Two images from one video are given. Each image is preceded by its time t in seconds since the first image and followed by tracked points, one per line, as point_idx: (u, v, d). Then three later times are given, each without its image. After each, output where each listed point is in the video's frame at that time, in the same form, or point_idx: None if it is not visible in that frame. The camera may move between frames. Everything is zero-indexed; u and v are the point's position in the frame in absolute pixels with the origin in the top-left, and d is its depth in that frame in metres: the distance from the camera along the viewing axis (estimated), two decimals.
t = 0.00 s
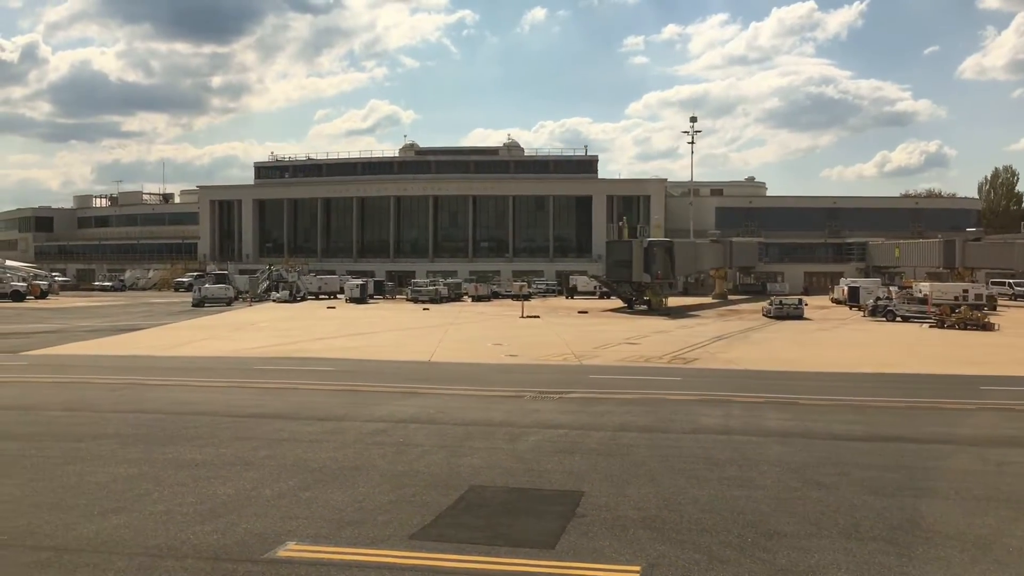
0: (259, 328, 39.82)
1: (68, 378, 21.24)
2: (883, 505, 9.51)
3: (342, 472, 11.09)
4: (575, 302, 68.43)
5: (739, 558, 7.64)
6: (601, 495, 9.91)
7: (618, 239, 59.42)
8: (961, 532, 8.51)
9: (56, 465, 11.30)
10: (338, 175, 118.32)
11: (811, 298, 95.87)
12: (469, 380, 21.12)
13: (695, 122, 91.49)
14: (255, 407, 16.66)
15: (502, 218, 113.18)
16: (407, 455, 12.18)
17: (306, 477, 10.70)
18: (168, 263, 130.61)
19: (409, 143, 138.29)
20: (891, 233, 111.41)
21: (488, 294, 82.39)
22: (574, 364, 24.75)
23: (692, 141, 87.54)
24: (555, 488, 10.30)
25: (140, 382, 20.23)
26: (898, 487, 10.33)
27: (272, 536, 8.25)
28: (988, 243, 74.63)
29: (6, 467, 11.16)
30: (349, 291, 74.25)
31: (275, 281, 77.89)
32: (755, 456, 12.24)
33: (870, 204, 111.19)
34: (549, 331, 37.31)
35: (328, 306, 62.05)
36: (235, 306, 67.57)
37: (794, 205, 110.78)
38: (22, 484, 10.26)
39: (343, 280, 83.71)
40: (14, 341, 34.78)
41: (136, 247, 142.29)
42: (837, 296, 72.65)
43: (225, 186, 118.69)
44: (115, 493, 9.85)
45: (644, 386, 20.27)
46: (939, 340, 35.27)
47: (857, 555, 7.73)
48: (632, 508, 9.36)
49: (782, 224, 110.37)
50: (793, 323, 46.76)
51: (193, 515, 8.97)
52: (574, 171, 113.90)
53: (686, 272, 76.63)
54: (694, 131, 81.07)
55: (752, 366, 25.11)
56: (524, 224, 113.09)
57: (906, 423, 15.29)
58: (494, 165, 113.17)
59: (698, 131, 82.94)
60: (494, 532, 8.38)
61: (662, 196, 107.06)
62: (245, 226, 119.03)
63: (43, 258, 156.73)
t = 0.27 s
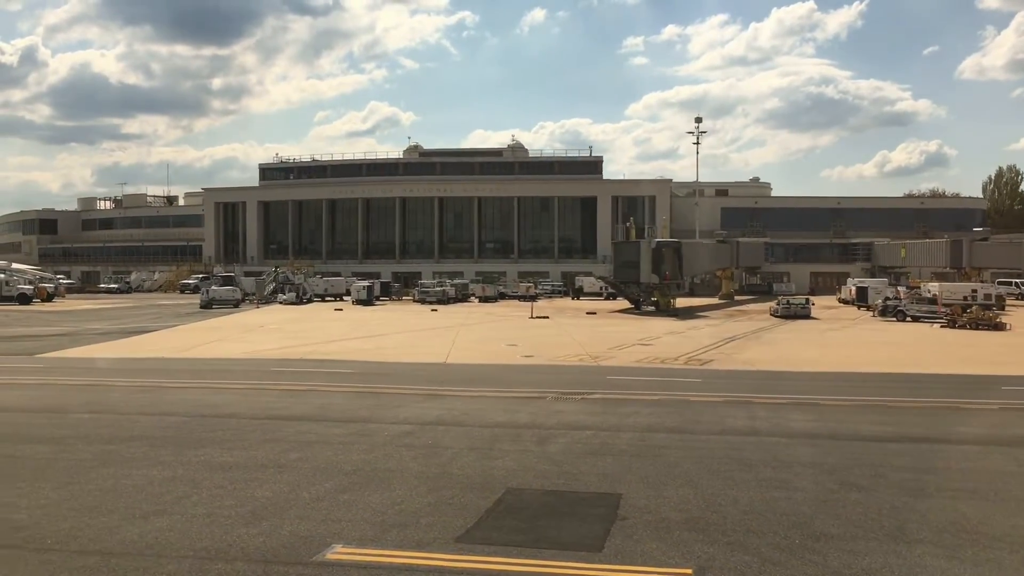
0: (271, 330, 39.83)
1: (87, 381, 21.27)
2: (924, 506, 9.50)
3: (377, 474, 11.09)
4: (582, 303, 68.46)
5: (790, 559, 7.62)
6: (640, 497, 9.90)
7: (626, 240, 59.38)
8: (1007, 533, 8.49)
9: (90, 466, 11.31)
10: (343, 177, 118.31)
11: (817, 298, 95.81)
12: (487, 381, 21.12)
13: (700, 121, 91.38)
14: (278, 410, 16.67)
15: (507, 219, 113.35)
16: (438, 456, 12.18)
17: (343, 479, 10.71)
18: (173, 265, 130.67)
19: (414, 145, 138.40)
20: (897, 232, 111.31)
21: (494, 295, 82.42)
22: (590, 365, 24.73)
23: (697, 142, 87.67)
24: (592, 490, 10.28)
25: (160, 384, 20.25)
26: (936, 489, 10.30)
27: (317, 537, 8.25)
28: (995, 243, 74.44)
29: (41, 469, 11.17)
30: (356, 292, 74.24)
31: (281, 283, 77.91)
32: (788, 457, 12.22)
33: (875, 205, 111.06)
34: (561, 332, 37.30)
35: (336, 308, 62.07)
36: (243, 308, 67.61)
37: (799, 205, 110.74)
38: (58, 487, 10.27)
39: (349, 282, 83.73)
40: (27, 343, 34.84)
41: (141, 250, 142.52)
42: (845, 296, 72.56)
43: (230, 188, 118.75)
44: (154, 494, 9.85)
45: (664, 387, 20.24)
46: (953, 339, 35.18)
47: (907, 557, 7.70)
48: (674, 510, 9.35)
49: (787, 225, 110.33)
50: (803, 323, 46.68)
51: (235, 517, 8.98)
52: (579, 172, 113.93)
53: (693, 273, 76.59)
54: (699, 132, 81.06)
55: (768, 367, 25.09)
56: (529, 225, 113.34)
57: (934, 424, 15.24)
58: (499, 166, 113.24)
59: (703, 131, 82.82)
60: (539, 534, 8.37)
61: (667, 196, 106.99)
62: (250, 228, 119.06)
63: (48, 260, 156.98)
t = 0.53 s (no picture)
0: (283, 332, 39.85)
1: (107, 384, 21.26)
2: (966, 509, 9.47)
3: (412, 477, 11.08)
4: (590, 305, 68.46)
5: (841, 563, 7.60)
6: (680, 499, 9.88)
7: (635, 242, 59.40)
8: None
9: (125, 469, 11.31)
10: (349, 179, 118.38)
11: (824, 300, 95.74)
12: (507, 384, 21.10)
13: (706, 123, 91.23)
14: (303, 413, 16.64)
15: (513, 222, 113.48)
16: (471, 459, 12.16)
17: (380, 482, 10.68)
18: (179, 269, 130.81)
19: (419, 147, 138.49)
20: (902, 234, 111.25)
21: (501, 297, 82.40)
22: (608, 367, 24.68)
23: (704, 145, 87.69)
24: (631, 493, 10.24)
25: (180, 387, 20.22)
26: (977, 492, 10.23)
27: (365, 540, 8.23)
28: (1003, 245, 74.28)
29: (77, 471, 11.17)
30: (363, 295, 74.21)
31: (289, 285, 77.94)
32: (821, 459, 12.17)
33: (881, 207, 111.06)
34: (574, 334, 37.25)
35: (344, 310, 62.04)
36: (252, 310, 67.64)
37: (804, 207, 110.85)
38: (96, 489, 10.26)
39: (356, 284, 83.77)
40: (41, 346, 34.82)
41: (146, 253, 142.58)
42: (854, 297, 72.48)
43: (236, 191, 118.85)
44: (194, 497, 9.85)
45: (684, 390, 20.20)
46: (967, 341, 35.14)
47: (960, 562, 7.67)
48: (716, 512, 9.33)
49: (793, 227, 110.45)
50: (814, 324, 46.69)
51: (279, 520, 8.96)
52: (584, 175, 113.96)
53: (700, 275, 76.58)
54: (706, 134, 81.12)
55: (787, 369, 25.06)
56: (535, 227, 113.44)
57: (960, 426, 15.21)
58: (505, 169, 113.41)
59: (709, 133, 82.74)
60: (584, 538, 8.37)
61: (673, 198, 107.00)
62: (256, 231, 119.15)
63: (53, 263, 157.03)
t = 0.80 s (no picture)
0: (296, 334, 39.85)
1: (128, 387, 21.21)
2: (1013, 511, 9.41)
3: (451, 480, 11.03)
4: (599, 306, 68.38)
5: (898, 567, 7.55)
6: (724, 502, 9.83)
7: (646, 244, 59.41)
8: None
9: (161, 472, 11.27)
10: (355, 181, 118.37)
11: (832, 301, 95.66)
12: (529, 386, 21.08)
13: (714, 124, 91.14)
14: (328, 416, 16.57)
15: (520, 224, 113.51)
16: (507, 461, 12.10)
17: (419, 486, 10.65)
18: (186, 271, 130.90)
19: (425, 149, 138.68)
20: (910, 235, 111.13)
21: (509, 299, 82.34)
22: (628, 370, 24.57)
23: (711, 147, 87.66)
24: (673, 496, 10.19)
25: (202, 390, 20.17)
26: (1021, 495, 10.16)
27: (414, 544, 8.21)
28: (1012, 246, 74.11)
29: (114, 474, 11.15)
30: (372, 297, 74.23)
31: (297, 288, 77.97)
32: (857, 460, 12.12)
33: (888, 208, 110.94)
34: (588, 336, 37.25)
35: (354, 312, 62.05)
36: (261, 312, 67.66)
37: (812, 208, 110.83)
38: (137, 492, 10.25)
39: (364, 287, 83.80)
40: (55, 350, 34.81)
41: (153, 256, 142.68)
42: (864, 298, 72.34)
43: (243, 194, 118.88)
44: (236, 500, 9.84)
45: (706, 391, 20.17)
46: (983, 342, 35.12)
47: (1017, 566, 7.61)
48: (762, 515, 9.29)
49: (801, 228, 110.46)
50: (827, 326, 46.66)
51: (325, 523, 8.94)
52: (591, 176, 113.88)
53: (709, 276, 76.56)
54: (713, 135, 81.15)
55: (806, 370, 25.04)
56: (542, 229, 113.43)
57: (990, 427, 15.15)
58: (512, 171, 113.42)
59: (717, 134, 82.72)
60: (634, 541, 8.33)
61: (681, 200, 106.92)
62: (263, 234, 119.13)
63: (59, 266, 157.17)
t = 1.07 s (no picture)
0: (311, 335, 39.91)
1: (151, 388, 21.23)
2: None
3: (491, 480, 10.99)
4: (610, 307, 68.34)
5: (956, 569, 7.50)
6: (770, 503, 9.79)
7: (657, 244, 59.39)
8: None
9: (201, 473, 11.28)
10: (363, 182, 118.35)
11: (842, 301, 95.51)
12: (552, 386, 21.07)
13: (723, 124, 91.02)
14: (356, 417, 16.54)
15: (528, 225, 113.50)
16: (544, 463, 12.07)
17: (461, 486, 10.63)
18: (195, 273, 131.04)
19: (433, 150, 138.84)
20: (919, 235, 110.86)
21: (519, 300, 82.35)
22: (649, 370, 24.52)
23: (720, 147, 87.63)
24: (715, 495, 10.15)
25: (226, 391, 20.16)
26: None
27: (466, 545, 8.20)
28: None
29: (154, 476, 11.17)
30: (383, 298, 74.25)
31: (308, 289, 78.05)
32: (896, 461, 12.06)
33: (897, 208, 110.74)
34: (604, 336, 37.23)
35: (366, 313, 62.12)
36: (272, 313, 67.74)
37: (821, 208, 110.69)
38: (180, 494, 10.25)
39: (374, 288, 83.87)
40: (72, 351, 34.89)
41: (161, 257, 143.03)
42: (875, 298, 72.23)
43: (251, 195, 118.94)
44: (280, 502, 9.84)
45: (731, 391, 20.13)
46: (1000, 341, 35.03)
47: None
48: (810, 516, 9.25)
49: (809, 228, 110.40)
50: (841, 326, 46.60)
51: (373, 524, 8.92)
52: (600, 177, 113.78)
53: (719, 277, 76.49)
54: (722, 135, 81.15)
55: (827, 370, 25.00)
56: (550, 229, 113.37)
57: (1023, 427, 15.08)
58: (520, 171, 113.37)
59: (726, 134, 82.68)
60: (687, 542, 8.29)
61: (690, 200, 106.81)
62: (271, 235, 119.16)
63: (68, 267, 157.54)
